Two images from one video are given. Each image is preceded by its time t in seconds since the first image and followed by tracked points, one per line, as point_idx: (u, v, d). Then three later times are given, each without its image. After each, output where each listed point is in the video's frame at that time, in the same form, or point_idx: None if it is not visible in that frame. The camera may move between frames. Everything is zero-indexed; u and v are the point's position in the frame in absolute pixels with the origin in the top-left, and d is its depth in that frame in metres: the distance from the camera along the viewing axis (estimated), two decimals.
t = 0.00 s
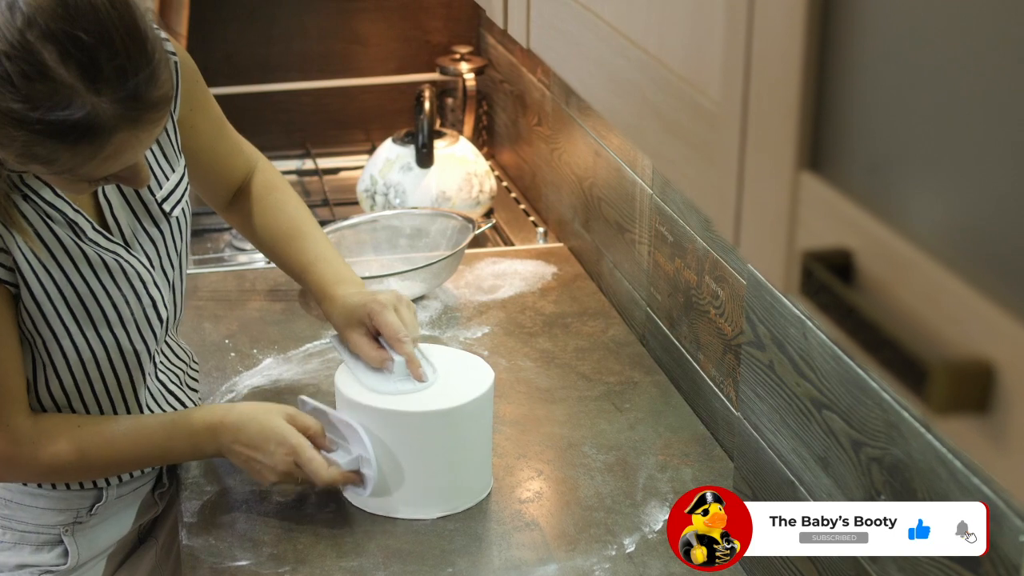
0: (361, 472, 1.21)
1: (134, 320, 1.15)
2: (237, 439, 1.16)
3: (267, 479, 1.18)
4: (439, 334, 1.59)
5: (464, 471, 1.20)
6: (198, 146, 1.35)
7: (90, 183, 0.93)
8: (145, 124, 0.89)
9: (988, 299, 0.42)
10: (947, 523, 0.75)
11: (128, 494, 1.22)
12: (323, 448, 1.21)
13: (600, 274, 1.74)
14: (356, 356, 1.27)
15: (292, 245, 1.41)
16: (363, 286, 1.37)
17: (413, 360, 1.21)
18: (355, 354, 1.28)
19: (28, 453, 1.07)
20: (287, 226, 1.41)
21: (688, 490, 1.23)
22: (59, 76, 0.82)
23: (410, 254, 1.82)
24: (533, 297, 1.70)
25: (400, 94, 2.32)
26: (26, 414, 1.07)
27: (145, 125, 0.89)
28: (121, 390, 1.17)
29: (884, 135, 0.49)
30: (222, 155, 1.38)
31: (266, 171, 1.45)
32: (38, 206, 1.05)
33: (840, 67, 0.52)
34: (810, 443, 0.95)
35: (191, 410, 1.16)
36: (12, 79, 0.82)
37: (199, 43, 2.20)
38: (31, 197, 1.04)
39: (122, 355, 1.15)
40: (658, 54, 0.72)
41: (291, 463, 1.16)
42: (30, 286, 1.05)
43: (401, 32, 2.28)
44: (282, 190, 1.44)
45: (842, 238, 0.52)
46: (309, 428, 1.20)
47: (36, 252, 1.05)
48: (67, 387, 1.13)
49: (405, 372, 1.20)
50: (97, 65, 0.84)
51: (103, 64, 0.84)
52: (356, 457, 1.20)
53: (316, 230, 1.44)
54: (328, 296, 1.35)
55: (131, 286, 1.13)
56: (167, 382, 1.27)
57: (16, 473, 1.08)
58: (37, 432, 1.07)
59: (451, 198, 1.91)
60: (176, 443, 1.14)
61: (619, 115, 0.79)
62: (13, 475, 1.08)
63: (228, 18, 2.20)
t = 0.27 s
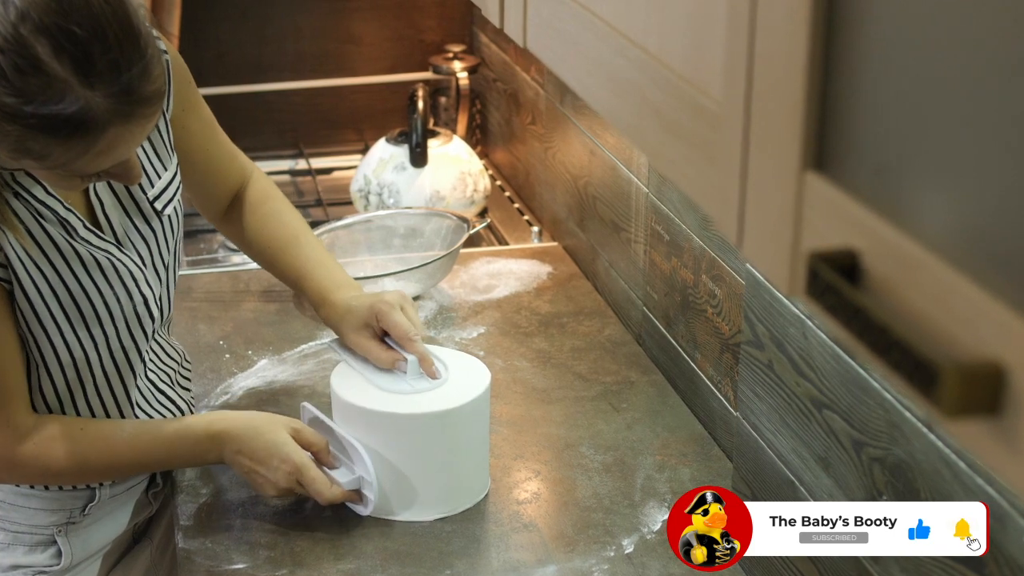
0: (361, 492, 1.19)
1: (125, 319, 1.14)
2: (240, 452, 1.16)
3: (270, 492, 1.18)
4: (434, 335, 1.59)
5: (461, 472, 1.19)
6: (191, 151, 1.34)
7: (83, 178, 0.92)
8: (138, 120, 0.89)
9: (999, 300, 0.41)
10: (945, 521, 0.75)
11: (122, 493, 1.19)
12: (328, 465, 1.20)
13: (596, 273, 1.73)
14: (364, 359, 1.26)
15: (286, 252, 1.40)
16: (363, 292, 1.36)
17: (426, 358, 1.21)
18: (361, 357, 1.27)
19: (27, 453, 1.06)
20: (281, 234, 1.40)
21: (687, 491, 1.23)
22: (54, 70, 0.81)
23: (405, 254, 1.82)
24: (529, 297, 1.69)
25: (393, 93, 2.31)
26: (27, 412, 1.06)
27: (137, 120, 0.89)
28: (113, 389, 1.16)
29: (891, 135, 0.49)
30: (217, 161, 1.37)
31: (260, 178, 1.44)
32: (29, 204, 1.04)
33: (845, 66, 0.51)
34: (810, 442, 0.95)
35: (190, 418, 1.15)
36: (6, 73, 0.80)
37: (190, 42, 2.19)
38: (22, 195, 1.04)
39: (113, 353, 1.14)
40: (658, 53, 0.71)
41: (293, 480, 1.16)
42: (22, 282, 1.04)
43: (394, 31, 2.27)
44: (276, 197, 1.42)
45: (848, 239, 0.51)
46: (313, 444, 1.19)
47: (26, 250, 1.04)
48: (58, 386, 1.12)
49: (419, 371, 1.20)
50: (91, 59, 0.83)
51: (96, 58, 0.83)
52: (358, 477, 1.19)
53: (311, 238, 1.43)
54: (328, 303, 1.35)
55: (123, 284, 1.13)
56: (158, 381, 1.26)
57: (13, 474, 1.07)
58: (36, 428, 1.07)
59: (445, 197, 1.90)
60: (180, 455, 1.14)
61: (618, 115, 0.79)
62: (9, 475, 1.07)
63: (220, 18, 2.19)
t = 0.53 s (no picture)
0: (358, 460, 1.18)
1: (120, 317, 1.13)
2: (232, 423, 1.15)
3: (261, 463, 1.17)
4: (429, 333, 1.58)
5: (457, 471, 1.18)
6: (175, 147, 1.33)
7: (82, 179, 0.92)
8: (137, 121, 0.88)
9: (1008, 300, 0.41)
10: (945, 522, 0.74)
11: (115, 491, 1.23)
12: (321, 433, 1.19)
13: (591, 271, 1.73)
14: (322, 363, 1.25)
15: (256, 253, 1.38)
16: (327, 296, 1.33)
17: (383, 363, 1.19)
18: (321, 361, 1.25)
19: (20, 443, 1.06)
20: (255, 234, 1.39)
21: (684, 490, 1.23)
22: (53, 70, 0.81)
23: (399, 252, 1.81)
24: (524, 295, 1.69)
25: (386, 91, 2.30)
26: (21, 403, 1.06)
27: (137, 120, 0.88)
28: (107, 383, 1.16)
29: (896, 133, 0.48)
30: (205, 160, 1.37)
31: (245, 179, 1.43)
32: (25, 202, 1.03)
33: (849, 64, 0.51)
34: (809, 441, 0.94)
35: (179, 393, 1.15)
36: (6, 73, 0.80)
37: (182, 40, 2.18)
38: (18, 193, 1.03)
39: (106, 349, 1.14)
40: (658, 50, 0.71)
41: (285, 449, 1.15)
42: (15, 278, 1.04)
43: (387, 29, 2.26)
44: (256, 199, 1.42)
45: (853, 238, 0.51)
46: (305, 413, 1.18)
47: (21, 247, 1.03)
48: (52, 379, 1.11)
49: (375, 376, 1.19)
50: (91, 59, 0.83)
51: (96, 58, 0.83)
52: (352, 443, 1.17)
53: (285, 241, 1.41)
54: (291, 305, 1.32)
55: (118, 282, 1.12)
56: (153, 378, 1.25)
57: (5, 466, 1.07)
58: (30, 416, 1.07)
59: (440, 195, 1.89)
60: (172, 430, 1.13)
61: (617, 113, 0.78)
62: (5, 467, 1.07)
63: (213, 16, 2.18)
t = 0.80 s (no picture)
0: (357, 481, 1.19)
1: (116, 313, 1.13)
2: (230, 443, 1.15)
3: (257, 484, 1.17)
4: (426, 331, 1.58)
5: (456, 468, 1.18)
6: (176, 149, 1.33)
7: (77, 173, 0.92)
8: (134, 114, 0.88)
9: (1016, 296, 0.41)
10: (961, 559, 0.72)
11: (109, 486, 1.22)
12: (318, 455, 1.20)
13: (588, 268, 1.72)
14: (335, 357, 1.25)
15: (266, 251, 1.38)
16: (338, 290, 1.33)
17: (395, 358, 1.20)
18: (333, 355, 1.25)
19: (14, 441, 1.05)
20: (262, 232, 1.39)
21: (683, 487, 1.23)
22: (52, 63, 0.81)
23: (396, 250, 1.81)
24: (521, 292, 1.69)
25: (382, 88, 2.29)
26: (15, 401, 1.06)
27: (134, 113, 0.88)
28: (102, 381, 1.15)
29: (901, 130, 0.48)
30: (206, 160, 1.36)
31: (248, 177, 1.43)
32: (21, 197, 1.03)
33: (853, 59, 0.51)
34: (809, 438, 0.94)
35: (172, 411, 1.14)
36: (4, 66, 0.79)
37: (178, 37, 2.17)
38: (13, 188, 1.03)
39: (101, 346, 1.13)
40: (660, 47, 0.70)
41: (283, 472, 1.15)
42: (10, 275, 1.04)
43: (382, 26, 2.26)
44: (261, 196, 1.41)
45: (858, 234, 0.51)
46: (303, 434, 1.19)
47: (15, 243, 1.03)
48: (45, 377, 1.11)
49: (388, 371, 1.19)
50: (89, 53, 0.83)
51: (94, 51, 0.83)
52: (352, 465, 1.18)
53: (293, 237, 1.41)
54: (302, 302, 1.32)
55: (114, 278, 1.11)
56: (148, 374, 1.25)
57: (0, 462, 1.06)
58: (25, 415, 1.06)
59: (436, 192, 1.89)
60: (169, 446, 1.13)
61: (617, 110, 0.78)
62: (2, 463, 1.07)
63: (208, 13, 2.18)
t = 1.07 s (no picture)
0: (360, 457, 1.18)
1: (117, 306, 1.13)
2: (231, 422, 1.14)
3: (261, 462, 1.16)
4: (428, 327, 1.58)
5: (458, 464, 1.18)
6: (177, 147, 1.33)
7: (78, 166, 0.93)
8: (135, 105, 0.89)
9: None
10: None
11: (111, 480, 1.23)
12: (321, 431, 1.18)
13: (590, 265, 1.72)
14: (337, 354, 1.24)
15: (266, 249, 1.38)
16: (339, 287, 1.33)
17: (400, 355, 1.19)
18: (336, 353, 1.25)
19: (18, 434, 1.06)
20: (263, 230, 1.38)
21: (685, 483, 1.23)
22: (54, 54, 0.82)
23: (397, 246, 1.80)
24: (522, 289, 1.69)
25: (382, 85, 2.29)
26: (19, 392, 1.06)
27: (135, 105, 0.89)
28: (103, 374, 1.15)
29: (910, 126, 0.48)
30: (206, 159, 1.36)
31: (249, 178, 1.43)
32: (21, 190, 1.03)
33: (860, 55, 0.51)
34: (813, 435, 0.94)
35: (174, 392, 1.14)
36: (6, 57, 0.81)
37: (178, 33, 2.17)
38: (14, 181, 1.03)
39: (103, 339, 1.13)
40: (665, 43, 0.70)
41: (286, 448, 1.14)
42: (11, 268, 1.04)
43: (383, 22, 2.25)
44: (262, 196, 1.41)
45: (866, 230, 0.51)
46: (305, 411, 1.18)
47: (16, 237, 1.03)
48: (46, 370, 1.11)
49: (392, 368, 1.18)
50: (90, 44, 0.84)
51: (96, 43, 0.84)
52: (355, 440, 1.17)
53: (294, 236, 1.41)
54: (303, 300, 1.32)
55: (115, 272, 1.11)
56: (149, 367, 1.24)
57: (6, 455, 1.07)
58: (28, 406, 1.07)
59: (438, 189, 1.88)
60: (171, 428, 1.13)
61: (622, 107, 0.78)
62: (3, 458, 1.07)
63: (209, 9, 2.17)
